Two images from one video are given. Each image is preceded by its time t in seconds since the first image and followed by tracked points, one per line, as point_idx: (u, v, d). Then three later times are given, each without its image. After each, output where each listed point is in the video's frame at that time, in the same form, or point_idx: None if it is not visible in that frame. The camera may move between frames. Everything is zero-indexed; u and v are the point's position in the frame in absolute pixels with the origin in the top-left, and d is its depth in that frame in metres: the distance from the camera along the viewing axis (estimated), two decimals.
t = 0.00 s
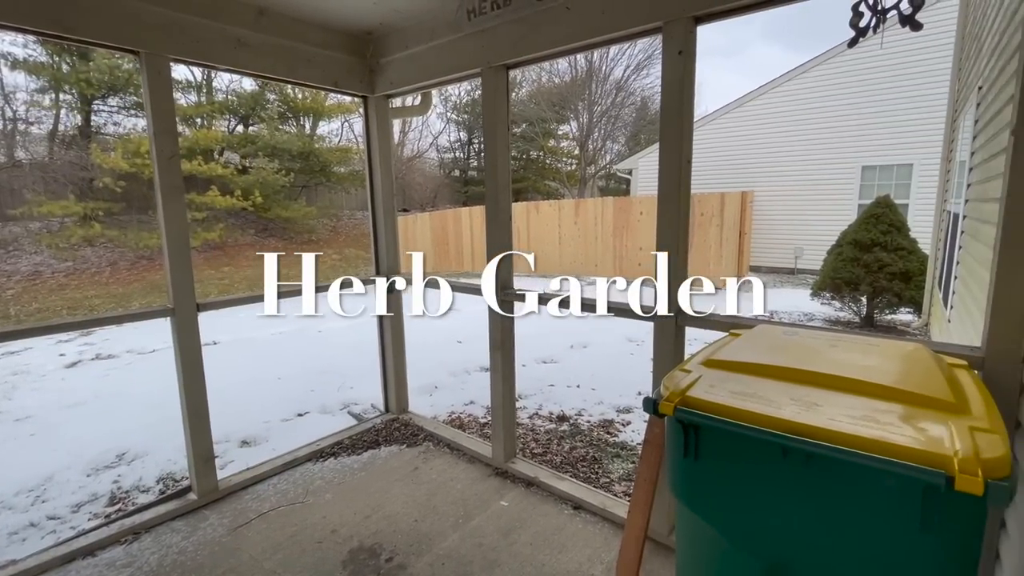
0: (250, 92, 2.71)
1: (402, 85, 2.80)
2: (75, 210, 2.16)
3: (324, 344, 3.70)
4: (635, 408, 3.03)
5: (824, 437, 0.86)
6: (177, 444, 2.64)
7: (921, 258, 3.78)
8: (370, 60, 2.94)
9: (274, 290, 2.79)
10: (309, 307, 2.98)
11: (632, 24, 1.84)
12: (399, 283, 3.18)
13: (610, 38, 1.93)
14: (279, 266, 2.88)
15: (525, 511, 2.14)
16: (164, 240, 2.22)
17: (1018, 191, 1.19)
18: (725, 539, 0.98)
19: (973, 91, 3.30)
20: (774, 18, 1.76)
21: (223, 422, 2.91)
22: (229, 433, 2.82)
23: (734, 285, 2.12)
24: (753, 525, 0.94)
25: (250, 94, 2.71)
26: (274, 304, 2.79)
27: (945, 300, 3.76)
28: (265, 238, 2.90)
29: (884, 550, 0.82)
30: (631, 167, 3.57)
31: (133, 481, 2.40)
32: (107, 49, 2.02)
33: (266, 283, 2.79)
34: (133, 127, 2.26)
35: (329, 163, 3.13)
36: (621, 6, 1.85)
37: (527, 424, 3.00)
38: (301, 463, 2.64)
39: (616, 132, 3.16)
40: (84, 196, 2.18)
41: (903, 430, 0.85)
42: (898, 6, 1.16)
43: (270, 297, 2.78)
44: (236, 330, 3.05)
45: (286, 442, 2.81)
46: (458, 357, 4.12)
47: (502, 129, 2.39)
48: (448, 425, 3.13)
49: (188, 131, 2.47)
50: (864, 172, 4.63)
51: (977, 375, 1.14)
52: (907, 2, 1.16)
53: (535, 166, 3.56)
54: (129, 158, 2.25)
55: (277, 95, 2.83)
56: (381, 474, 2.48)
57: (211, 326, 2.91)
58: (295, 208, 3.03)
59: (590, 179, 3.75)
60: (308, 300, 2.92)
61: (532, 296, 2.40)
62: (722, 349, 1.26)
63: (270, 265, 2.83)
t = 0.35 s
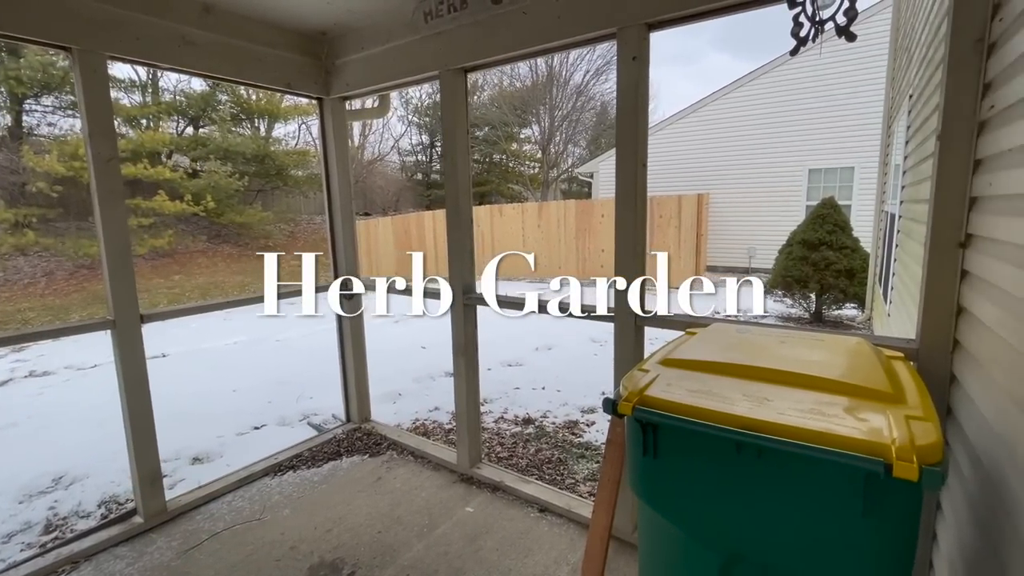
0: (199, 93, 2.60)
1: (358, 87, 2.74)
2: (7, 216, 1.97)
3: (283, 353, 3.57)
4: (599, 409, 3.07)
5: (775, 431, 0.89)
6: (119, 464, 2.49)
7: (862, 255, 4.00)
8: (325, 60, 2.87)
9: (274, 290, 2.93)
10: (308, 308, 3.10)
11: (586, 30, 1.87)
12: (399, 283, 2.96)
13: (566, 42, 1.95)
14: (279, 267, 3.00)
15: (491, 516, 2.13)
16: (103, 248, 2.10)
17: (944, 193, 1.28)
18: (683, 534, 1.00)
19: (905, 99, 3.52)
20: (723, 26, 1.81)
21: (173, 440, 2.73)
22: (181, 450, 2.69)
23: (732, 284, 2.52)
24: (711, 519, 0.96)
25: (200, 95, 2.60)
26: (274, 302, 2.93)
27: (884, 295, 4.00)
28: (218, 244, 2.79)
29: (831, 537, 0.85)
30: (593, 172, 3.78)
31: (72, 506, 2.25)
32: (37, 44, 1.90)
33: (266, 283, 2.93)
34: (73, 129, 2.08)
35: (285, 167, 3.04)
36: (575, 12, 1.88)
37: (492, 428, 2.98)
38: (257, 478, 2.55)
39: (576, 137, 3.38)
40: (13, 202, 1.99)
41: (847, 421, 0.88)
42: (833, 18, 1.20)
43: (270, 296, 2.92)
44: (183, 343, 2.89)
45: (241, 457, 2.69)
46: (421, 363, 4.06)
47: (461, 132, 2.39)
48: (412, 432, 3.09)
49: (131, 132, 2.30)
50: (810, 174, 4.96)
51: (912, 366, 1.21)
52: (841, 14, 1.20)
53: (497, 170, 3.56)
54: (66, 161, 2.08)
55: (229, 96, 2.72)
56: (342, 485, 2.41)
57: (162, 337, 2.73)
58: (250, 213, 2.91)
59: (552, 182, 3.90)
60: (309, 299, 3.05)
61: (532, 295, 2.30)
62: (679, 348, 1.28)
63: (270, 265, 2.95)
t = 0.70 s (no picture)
0: (156, 92, 2.48)
1: (323, 89, 2.68)
2: None
3: (246, 362, 3.43)
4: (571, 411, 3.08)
5: (739, 431, 0.90)
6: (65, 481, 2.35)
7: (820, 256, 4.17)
8: (287, 61, 2.80)
9: (274, 290, 2.96)
10: (308, 307, 3.03)
11: (551, 35, 1.87)
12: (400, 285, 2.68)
13: (531, 46, 1.95)
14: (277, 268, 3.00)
15: (463, 523, 2.10)
16: (47, 255, 1.98)
17: (894, 196, 1.33)
18: (651, 534, 1.01)
19: (858, 106, 3.68)
20: (683, 32, 1.84)
21: (128, 455, 2.59)
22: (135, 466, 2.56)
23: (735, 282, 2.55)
24: (678, 520, 0.97)
25: (156, 95, 2.48)
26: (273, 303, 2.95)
27: (841, 293, 4.16)
28: (177, 250, 2.68)
29: (792, 533, 0.87)
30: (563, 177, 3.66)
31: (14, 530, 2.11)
32: None
33: (266, 283, 2.94)
34: (15, 129, 1.95)
35: (250, 170, 2.94)
36: (540, 16, 1.88)
37: (464, 433, 2.95)
38: (218, 493, 2.47)
39: (546, 139, 3.33)
40: None
41: (807, 419, 0.90)
42: (787, 28, 1.24)
43: (270, 296, 2.95)
44: (138, 352, 2.75)
45: (202, 472, 2.59)
46: (392, 370, 4.00)
47: (428, 135, 2.36)
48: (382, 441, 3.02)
49: (88, 134, 2.24)
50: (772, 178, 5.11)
51: (868, 363, 1.25)
52: (794, 24, 1.25)
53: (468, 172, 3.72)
54: (8, 162, 1.94)
55: (189, 96, 2.61)
56: (309, 498, 2.34)
57: (115, 346, 2.53)
58: (212, 217, 2.81)
59: (523, 185, 3.88)
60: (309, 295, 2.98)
61: (532, 296, 2.30)
62: (646, 350, 1.30)
63: (271, 265, 2.96)
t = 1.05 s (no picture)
0: (115, 93, 2.37)
1: (289, 92, 2.61)
2: None
3: (211, 373, 3.30)
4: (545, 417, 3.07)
5: (708, 439, 0.90)
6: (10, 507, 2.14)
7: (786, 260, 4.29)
8: (252, 63, 2.72)
9: (274, 290, 2.92)
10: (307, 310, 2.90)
11: (520, 41, 1.87)
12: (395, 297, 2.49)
13: (501, 52, 1.94)
14: (279, 267, 2.94)
15: (435, 536, 2.06)
16: None
17: (854, 204, 1.36)
18: (623, 545, 0.99)
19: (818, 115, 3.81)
20: (652, 41, 1.86)
21: (78, 475, 2.44)
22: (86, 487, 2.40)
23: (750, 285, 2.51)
24: (648, 529, 0.96)
25: (115, 95, 2.37)
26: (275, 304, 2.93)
27: (806, 297, 4.29)
28: (137, 257, 2.57)
29: (759, 539, 0.87)
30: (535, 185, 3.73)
31: None
32: None
33: (266, 283, 2.90)
34: None
35: (215, 173, 2.85)
36: (509, 23, 1.88)
37: (436, 443, 2.90)
38: (176, 514, 2.36)
39: (519, 145, 3.48)
40: None
41: (774, 426, 0.91)
42: (750, 38, 1.26)
43: (270, 296, 2.92)
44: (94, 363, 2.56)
45: (159, 491, 2.47)
46: (364, 378, 3.92)
47: (397, 140, 2.32)
48: (351, 452, 2.95)
49: (35, 135, 2.10)
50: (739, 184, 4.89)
51: (831, 367, 1.28)
52: (757, 35, 1.27)
53: (442, 178, 3.73)
54: None
55: (150, 97, 2.50)
56: (273, 515, 2.26)
57: (65, 358, 2.36)
58: (175, 222, 2.70)
59: (496, 190, 4.00)
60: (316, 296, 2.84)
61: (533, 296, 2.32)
62: (617, 357, 1.29)
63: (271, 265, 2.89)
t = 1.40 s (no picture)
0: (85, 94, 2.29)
1: (263, 97, 2.56)
2: None
3: (178, 385, 3.20)
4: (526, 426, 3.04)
5: (683, 451, 0.89)
6: None
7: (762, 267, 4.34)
8: (226, 67, 2.67)
9: (273, 292, 2.83)
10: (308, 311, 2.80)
11: (498, 49, 1.86)
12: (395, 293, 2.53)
13: (479, 59, 1.93)
14: (252, 275, 2.87)
15: (411, 550, 2.01)
16: None
17: (827, 213, 1.38)
18: (600, 559, 0.98)
19: (792, 126, 3.89)
20: (630, 50, 1.86)
21: (37, 492, 2.32)
22: (45, 505, 2.29)
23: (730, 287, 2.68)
24: (626, 541, 0.95)
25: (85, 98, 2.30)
26: (275, 300, 2.83)
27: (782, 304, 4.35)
28: (106, 264, 2.48)
29: (734, 551, 0.86)
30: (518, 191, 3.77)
31: None
32: None
33: (265, 285, 2.82)
34: None
35: (190, 178, 2.79)
36: (486, 31, 1.88)
37: (415, 454, 2.85)
38: (141, 531, 2.28)
39: (502, 152, 3.51)
40: None
41: (748, 437, 0.91)
42: (723, 50, 1.27)
43: (271, 297, 2.82)
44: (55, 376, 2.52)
45: (125, 508, 2.37)
46: (342, 389, 3.84)
47: (375, 146, 2.29)
48: (327, 464, 2.89)
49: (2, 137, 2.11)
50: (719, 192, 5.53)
51: (805, 376, 1.29)
52: (730, 47, 1.28)
53: (425, 185, 3.93)
54: None
55: (123, 100, 2.44)
56: (244, 532, 2.19)
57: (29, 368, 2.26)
58: (148, 228, 2.64)
59: (480, 198, 4.12)
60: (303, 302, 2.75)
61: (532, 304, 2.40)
62: (593, 367, 1.28)
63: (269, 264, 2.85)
